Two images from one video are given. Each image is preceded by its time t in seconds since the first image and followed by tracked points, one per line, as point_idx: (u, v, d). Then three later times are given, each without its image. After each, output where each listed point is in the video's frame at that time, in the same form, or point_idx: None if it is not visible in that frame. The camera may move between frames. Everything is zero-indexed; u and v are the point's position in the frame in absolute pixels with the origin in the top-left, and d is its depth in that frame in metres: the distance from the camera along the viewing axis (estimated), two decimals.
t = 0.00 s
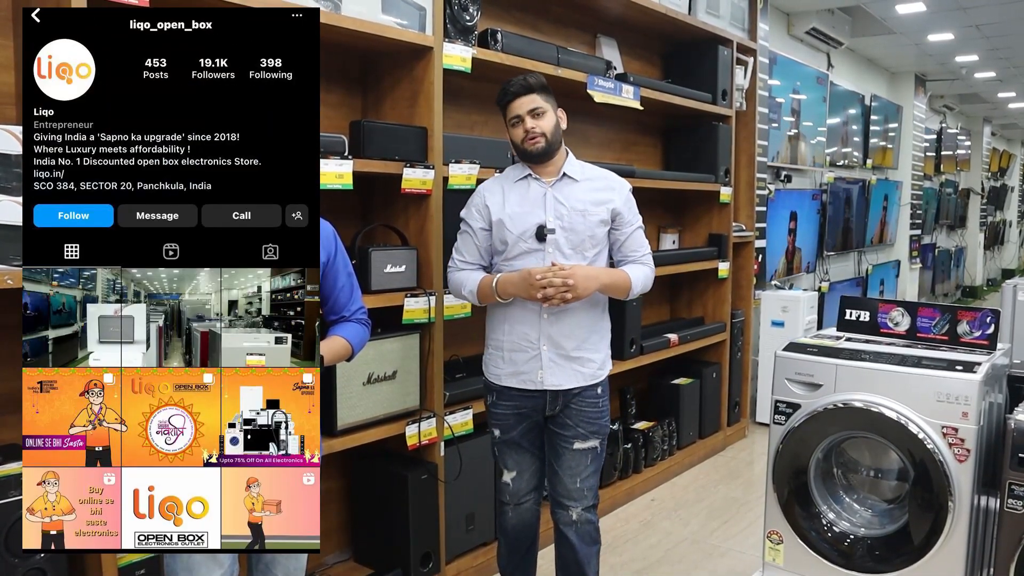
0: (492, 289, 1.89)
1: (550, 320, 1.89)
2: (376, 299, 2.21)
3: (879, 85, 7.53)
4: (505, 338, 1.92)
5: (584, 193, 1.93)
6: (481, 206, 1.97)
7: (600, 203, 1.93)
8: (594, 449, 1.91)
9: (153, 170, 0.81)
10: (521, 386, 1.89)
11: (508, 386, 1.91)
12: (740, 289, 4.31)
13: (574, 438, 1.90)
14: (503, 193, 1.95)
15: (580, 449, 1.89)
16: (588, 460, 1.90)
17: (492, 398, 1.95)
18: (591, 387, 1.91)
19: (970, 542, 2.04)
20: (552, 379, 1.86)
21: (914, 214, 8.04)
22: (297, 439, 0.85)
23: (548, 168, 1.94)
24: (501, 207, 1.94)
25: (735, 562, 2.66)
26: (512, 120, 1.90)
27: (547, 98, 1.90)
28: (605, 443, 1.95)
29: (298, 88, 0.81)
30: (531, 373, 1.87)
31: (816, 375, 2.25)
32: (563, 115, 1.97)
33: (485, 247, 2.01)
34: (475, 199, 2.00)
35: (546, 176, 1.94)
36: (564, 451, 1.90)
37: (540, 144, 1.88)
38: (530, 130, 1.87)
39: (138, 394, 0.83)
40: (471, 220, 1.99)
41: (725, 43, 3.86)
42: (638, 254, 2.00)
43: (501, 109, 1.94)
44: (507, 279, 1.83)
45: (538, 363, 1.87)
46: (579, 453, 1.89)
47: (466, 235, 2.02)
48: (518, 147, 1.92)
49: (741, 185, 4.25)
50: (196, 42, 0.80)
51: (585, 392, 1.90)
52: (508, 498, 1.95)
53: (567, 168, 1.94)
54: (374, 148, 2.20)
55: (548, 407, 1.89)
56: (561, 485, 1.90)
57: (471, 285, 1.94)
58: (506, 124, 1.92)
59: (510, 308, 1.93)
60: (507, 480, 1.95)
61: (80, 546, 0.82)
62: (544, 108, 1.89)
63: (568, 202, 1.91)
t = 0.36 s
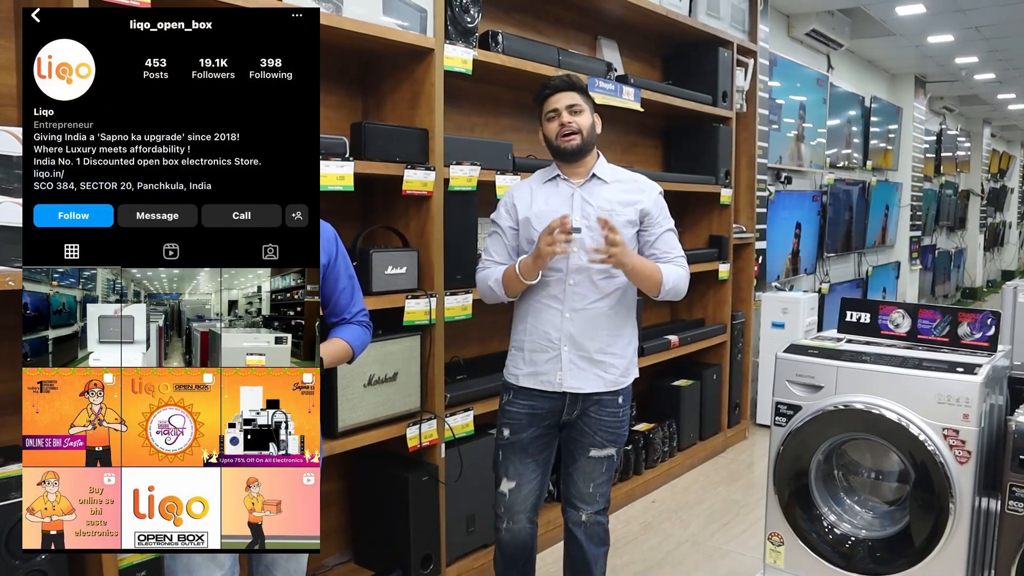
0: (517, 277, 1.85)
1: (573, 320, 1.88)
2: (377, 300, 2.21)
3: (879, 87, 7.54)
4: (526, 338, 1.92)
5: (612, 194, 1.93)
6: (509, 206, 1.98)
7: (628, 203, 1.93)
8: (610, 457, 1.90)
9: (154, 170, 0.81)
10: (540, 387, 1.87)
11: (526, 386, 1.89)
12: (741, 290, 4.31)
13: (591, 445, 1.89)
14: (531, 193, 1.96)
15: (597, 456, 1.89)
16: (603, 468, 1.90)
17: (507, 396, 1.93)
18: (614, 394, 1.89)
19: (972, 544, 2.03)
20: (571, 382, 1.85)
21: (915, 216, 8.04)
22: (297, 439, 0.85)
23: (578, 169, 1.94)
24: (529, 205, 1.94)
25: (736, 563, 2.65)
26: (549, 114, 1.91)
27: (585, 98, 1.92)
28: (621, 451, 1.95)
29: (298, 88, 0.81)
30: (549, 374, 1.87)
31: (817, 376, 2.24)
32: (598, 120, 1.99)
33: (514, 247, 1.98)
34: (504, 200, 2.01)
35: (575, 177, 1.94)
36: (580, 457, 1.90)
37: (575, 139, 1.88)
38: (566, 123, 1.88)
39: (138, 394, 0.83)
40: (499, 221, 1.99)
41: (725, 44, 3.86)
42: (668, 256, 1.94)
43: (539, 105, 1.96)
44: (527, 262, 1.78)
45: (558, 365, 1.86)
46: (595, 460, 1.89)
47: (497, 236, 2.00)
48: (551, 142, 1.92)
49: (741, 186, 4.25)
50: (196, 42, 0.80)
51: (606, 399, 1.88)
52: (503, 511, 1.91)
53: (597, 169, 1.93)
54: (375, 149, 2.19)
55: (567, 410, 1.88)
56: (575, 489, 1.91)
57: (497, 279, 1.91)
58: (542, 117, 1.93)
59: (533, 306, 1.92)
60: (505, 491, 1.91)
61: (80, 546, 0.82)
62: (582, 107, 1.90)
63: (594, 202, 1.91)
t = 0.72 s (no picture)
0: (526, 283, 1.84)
1: (596, 322, 1.86)
2: (379, 300, 2.22)
3: (881, 88, 7.54)
4: (545, 339, 1.90)
5: (638, 197, 1.90)
6: (531, 203, 1.95)
7: (654, 207, 1.91)
8: (623, 461, 1.91)
9: (154, 171, 0.82)
10: (557, 389, 1.86)
11: (542, 387, 1.87)
12: (742, 291, 4.31)
13: (605, 449, 1.89)
14: (555, 191, 1.93)
15: (611, 461, 1.89)
16: (616, 472, 1.90)
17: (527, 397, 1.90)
18: (631, 399, 1.88)
19: (973, 544, 2.04)
20: (590, 385, 1.84)
21: (916, 217, 8.04)
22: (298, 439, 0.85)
23: (604, 171, 1.92)
24: (551, 203, 1.91)
25: (737, 564, 2.65)
26: (586, 110, 1.88)
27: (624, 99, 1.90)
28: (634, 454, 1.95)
29: (298, 88, 0.81)
30: (569, 376, 1.85)
31: (818, 377, 2.25)
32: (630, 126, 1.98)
33: (532, 245, 1.96)
34: (526, 197, 1.98)
35: (601, 177, 1.92)
36: (594, 460, 1.90)
37: (609, 140, 1.87)
38: (603, 122, 1.86)
39: (138, 394, 0.83)
40: (521, 218, 1.96)
41: (727, 45, 3.87)
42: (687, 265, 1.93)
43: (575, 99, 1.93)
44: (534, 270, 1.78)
45: (578, 367, 1.85)
46: (608, 464, 1.89)
47: (514, 234, 1.98)
48: (584, 138, 1.90)
49: (743, 187, 4.25)
50: (196, 43, 0.80)
51: (623, 404, 1.87)
52: (527, 520, 1.87)
53: (624, 172, 1.92)
54: (376, 150, 2.19)
55: (585, 414, 1.86)
56: (587, 491, 1.92)
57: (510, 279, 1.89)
58: (578, 112, 1.90)
59: (552, 306, 1.89)
60: (532, 497, 1.86)
61: (81, 546, 0.82)
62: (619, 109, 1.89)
63: (620, 204, 1.89)
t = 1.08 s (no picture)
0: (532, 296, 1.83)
1: (603, 333, 1.83)
2: (380, 301, 2.22)
3: (882, 88, 7.53)
4: (551, 351, 1.86)
5: (640, 201, 1.87)
6: (530, 209, 1.91)
7: (657, 211, 1.88)
8: (629, 466, 1.90)
9: (154, 172, 0.81)
10: (567, 403, 1.82)
11: (551, 400, 1.83)
12: (744, 292, 4.31)
13: (613, 455, 1.88)
14: (554, 196, 1.89)
15: (618, 466, 1.89)
16: (621, 477, 1.91)
17: (536, 412, 1.85)
18: (639, 405, 1.86)
19: (975, 545, 2.03)
20: (601, 398, 1.80)
21: (917, 218, 8.04)
22: (298, 440, 0.85)
23: (604, 172, 1.89)
24: (553, 211, 1.87)
25: (738, 565, 2.65)
26: (590, 107, 1.85)
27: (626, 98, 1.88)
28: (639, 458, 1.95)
29: (298, 88, 0.81)
30: (579, 390, 1.81)
31: (819, 378, 2.24)
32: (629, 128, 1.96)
33: (532, 253, 1.93)
34: (524, 202, 1.93)
35: (602, 181, 1.89)
36: (601, 466, 1.90)
37: (612, 137, 1.84)
38: (608, 119, 1.83)
39: (138, 394, 0.83)
40: (520, 224, 1.92)
41: (728, 46, 3.87)
42: (692, 268, 1.93)
43: (576, 95, 1.90)
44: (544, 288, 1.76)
45: (587, 380, 1.81)
46: (615, 470, 1.89)
47: (513, 241, 1.95)
48: (585, 135, 1.86)
49: (745, 188, 4.25)
50: (196, 43, 0.80)
51: (632, 411, 1.85)
52: (554, 535, 1.81)
53: (624, 175, 1.88)
54: (378, 151, 2.19)
55: (596, 422, 1.83)
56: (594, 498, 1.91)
57: (514, 291, 1.87)
58: (580, 109, 1.87)
59: (555, 315, 1.86)
60: (556, 509, 1.81)
61: (81, 546, 0.82)
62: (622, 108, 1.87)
63: (623, 209, 1.85)
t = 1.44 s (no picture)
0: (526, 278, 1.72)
1: (603, 337, 1.80)
2: (380, 301, 2.22)
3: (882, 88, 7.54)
4: (549, 359, 1.82)
5: (628, 194, 1.86)
6: (514, 214, 1.89)
7: (646, 203, 1.86)
8: (631, 477, 1.90)
9: (154, 172, 0.82)
10: (568, 413, 1.79)
11: (551, 412, 1.80)
12: (744, 292, 4.31)
13: (614, 467, 1.87)
14: (538, 199, 1.88)
15: (619, 478, 1.88)
16: (622, 488, 1.90)
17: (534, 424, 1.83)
18: (640, 413, 1.85)
19: (975, 546, 2.04)
20: (605, 404, 1.78)
21: (917, 218, 8.04)
22: (298, 440, 0.85)
23: (588, 171, 1.87)
24: (537, 214, 1.85)
25: (738, 565, 2.65)
26: (562, 104, 1.81)
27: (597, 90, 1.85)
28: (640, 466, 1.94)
29: (298, 88, 0.81)
30: (579, 398, 1.78)
31: (819, 378, 2.24)
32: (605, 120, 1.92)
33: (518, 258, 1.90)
34: (507, 207, 1.91)
35: (586, 178, 1.87)
36: (603, 479, 1.89)
37: (591, 133, 1.80)
38: (582, 114, 1.79)
39: (138, 394, 0.83)
40: (504, 229, 1.90)
41: (728, 46, 3.87)
42: (689, 255, 1.89)
43: (546, 95, 1.86)
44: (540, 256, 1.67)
45: (589, 387, 1.78)
46: (616, 482, 1.88)
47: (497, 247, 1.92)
48: (562, 135, 1.82)
49: (745, 188, 4.25)
50: (195, 43, 0.80)
51: (633, 420, 1.84)
52: (557, 549, 1.81)
53: (608, 168, 1.87)
54: (378, 151, 2.19)
55: (597, 433, 1.81)
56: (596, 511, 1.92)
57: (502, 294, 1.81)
58: (551, 108, 1.83)
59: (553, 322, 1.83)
60: (558, 524, 1.81)
61: (80, 546, 0.82)
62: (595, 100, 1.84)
63: (609, 204, 1.84)
